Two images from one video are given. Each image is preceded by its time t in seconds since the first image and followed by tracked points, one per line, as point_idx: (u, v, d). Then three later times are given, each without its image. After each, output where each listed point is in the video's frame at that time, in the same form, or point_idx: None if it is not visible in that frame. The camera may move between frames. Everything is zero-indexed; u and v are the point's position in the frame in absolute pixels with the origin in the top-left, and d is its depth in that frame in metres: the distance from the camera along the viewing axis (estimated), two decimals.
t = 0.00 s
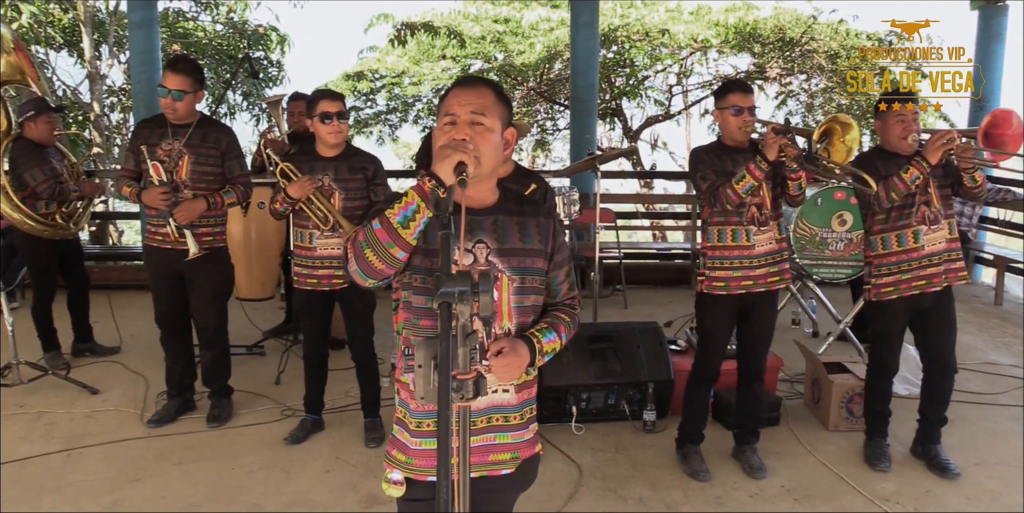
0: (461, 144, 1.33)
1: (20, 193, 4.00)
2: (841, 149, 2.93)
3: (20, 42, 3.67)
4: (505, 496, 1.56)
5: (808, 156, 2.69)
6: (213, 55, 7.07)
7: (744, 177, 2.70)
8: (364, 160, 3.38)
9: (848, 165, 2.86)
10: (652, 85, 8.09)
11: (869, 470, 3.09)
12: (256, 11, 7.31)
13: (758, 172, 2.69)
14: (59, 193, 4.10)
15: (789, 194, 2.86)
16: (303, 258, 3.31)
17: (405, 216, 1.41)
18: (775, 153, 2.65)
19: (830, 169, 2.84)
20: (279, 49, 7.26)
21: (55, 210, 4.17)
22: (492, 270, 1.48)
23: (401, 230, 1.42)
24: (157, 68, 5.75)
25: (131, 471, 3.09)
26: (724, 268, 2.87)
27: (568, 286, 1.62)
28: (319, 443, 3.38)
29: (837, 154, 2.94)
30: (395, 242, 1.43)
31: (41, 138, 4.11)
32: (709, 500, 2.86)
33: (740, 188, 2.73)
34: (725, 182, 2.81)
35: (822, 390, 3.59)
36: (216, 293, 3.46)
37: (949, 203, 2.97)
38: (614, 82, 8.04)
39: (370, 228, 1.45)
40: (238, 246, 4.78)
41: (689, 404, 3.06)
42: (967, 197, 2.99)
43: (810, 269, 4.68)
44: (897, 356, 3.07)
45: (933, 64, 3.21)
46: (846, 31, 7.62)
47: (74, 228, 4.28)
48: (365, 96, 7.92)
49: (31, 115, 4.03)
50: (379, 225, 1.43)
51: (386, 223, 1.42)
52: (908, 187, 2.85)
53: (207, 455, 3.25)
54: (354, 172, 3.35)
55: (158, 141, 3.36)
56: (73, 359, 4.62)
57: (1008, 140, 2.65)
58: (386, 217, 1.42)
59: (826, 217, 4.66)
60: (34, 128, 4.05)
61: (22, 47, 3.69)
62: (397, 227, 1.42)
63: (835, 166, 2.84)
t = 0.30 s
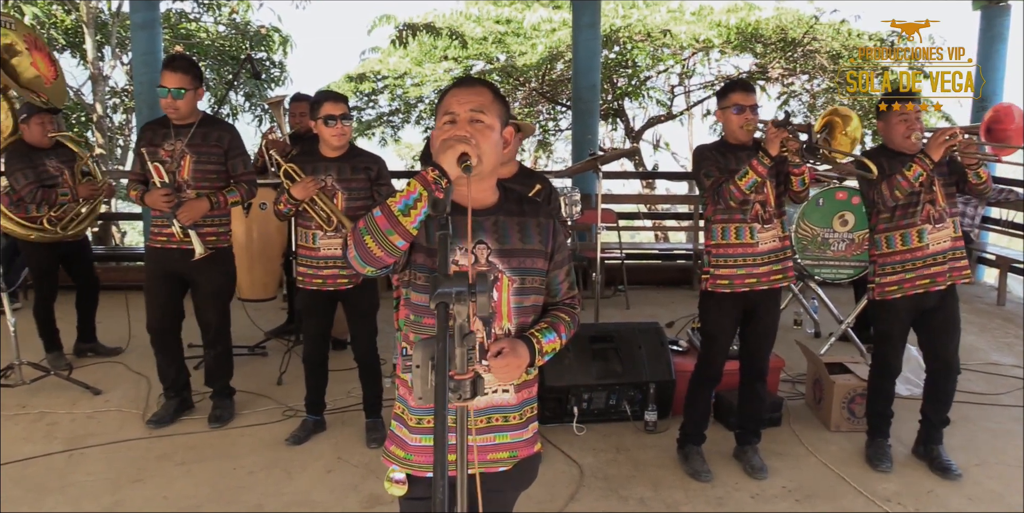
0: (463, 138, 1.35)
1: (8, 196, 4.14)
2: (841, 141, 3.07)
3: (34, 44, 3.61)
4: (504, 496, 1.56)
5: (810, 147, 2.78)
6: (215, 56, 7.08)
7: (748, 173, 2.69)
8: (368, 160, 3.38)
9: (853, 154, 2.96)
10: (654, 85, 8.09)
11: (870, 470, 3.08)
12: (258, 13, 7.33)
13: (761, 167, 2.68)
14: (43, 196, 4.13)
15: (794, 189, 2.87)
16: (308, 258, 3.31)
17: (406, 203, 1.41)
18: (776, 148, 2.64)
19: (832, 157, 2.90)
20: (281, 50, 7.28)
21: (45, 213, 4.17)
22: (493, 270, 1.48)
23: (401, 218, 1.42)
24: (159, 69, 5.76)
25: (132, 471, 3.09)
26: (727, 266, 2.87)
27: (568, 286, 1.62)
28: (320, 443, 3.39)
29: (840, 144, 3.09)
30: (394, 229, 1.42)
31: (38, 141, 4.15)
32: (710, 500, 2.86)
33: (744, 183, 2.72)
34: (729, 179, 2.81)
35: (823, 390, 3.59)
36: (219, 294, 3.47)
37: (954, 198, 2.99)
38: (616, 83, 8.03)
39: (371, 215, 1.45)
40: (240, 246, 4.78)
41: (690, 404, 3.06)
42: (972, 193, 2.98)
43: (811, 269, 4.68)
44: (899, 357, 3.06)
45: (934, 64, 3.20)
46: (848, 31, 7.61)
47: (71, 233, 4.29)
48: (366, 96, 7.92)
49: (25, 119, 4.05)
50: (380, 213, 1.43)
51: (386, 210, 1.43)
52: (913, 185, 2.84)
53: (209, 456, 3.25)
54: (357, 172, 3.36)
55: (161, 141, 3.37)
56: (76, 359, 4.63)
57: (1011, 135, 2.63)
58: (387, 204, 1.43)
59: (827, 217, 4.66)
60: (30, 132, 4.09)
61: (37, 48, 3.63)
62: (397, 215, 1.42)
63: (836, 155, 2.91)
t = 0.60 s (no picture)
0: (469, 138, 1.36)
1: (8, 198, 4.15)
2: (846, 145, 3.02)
3: (48, 46, 3.75)
4: (506, 496, 1.56)
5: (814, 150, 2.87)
6: (218, 57, 7.10)
7: (753, 174, 2.71)
8: (367, 163, 3.38)
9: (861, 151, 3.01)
10: (658, 86, 8.09)
11: (873, 471, 3.08)
12: (261, 14, 7.34)
13: (766, 169, 2.70)
14: (34, 198, 4.09)
15: (796, 191, 2.86)
16: (304, 260, 3.32)
17: (408, 202, 1.42)
18: (783, 151, 2.67)
19: (839, 163, 2.93)
20: (284, 51, 7.26)
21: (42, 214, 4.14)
22: (495, 271, 1.48)
23: (403, 216, 1.42)
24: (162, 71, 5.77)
25: (135, 472, 3.10)
26: (731, 265, 2.87)
27: (569, 287, 1.61)
28: (323, 444, 3.39)
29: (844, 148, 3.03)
30: (396, 228, 1.43)
31: (38, 142, 4.11)
32: (713, 501, 2.85)
33: (749, 185, 2.73)
34: (734, 179, 2.81)
35: (826, 391, 3.58)
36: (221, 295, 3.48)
37: (959, 199, 2.95)
38: (619, 83, 8.03)
39: (374, 213, 1.45)
40: (242, 247, 4.77)
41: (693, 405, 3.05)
42: (977, 197, 2.95)
43: (815, 269, 4.69)
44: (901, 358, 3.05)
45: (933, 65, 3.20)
46: (851, 31, 7.59)
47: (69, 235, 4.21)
48: (370, 98, 7.98)
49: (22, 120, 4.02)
50: (382, 211, 1.44)
51: (390, 208, 1.43)
52: (920, 187, 2.83)
53: (211, 456, 3.25)
54: (355, 174, 3.35)
55: (155, 146, 3.38)
56: (79, 360, 4.65)
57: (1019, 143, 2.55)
58: (389, 203, 1.43)
59: (831, 217, 4.63)
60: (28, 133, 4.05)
61: (51, 49, 3.77)
62: (400, 213, 1.42)
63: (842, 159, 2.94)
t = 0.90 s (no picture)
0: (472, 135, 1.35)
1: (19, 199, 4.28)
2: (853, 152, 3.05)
3: (65, 47, 3.77)
4: (509, 494, 1.56)
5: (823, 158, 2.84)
6: (222, 58, 7.11)
7: (759, 176, 2.68)
8: (374, 160, 3.39)
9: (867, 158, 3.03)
10: (661, 84, 8.08)
11: (877, 470, 3.07)
12: (264, 14, 7.35)
13: (773, 171, 2.68)
14: (38, 198, 4.18)
15: (801, 195, 2.87)
16: (315, 258, 3.32)
17: (412, 200, 1.42)
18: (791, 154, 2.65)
19: (846, 172, 2.98)
20: (287, 51, 7.28)
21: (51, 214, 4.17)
22: (498, 270, 1.48)
23: (407, 215, 1.42)
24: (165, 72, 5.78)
25: (139, 472, 3.11)
26: (734, 264, 2.87)
27: (572, 285, 1.61)
28: (326, 443, 3.40)
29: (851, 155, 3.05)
30: (400, 225, 1.43)
31: (48, 143, 4.23)
32: (716, 500, 2.85)
33: (755, 186, 2.71)
34: (739, 179, 2.80)
35: (830, 389, 3.57)
36: (225, 295, 3.48)
37: (965, 203, 2.93)
38: (622, 82, 8.04)
39: (378, 211, 1.46)
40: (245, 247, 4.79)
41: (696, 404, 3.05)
42: (983, 202, 2.96)
43: (818, 268, 4.69)
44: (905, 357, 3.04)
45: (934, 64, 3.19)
46: (855, 28, 7.58)
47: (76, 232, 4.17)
48: (373, 98, 7.99)
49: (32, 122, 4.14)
50: (386, 209, 1.44)
51: (393, 205, 1.43)
52: (929, 191, 2.84)
53: (215, 456, 3.26)
54: (365, 172, 3.36)
55: (161, 145, 3.38)
56: (84, 360, 4.66)
57: None
58: (394, 201, 1.43)
59: (834, 216, 4.62)
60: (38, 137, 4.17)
61: (68, 51, 3.79)
62: (403, 211, 1.43)
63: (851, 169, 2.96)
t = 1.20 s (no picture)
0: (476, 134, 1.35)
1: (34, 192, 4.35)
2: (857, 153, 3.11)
3: (89, 47, 3.90)
4: (513, 494, 1.56)
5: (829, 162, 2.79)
6: (226, 56, 7.12)
7: (763, 177, 2.75)
8: (377, 159, 3.40)
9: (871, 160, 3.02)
10: (664, 83, 8.09)
11: (881, 470, 3.06)
12: (268, 13, 7.37)
13: (777, 173, 2.74)
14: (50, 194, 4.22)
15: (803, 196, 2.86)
16: (317, 257, 3.32)
17: (414, 201, 1.42)
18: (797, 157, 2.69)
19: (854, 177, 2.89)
20: (291, 50, 7.29)
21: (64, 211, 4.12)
22: (501, 270, 1.48)
23: (410, 215, 1.42)
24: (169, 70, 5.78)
25: (143, 470, 3.12)
26: (739, 264, 2.86)
27: (580, 285, 1.62)
28: (329, 442, 3.41)
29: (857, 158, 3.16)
30: (403, 226, 1.43)
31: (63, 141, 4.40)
32: (719, 499, 2.84)
33: (760, 188, 2.77)
34: (746, 180, 2.83)
35: (834, 389, 3.57)
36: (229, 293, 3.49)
37: (971, 205, 2.95)
38: (626, 81, 8.03)
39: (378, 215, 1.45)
40: (249, 245, 4.80)
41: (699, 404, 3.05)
42: (989, 205, 2.95)
43: (821, 267, 4.67)
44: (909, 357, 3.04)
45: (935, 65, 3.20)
46: (859, 28, 7.60)
47: (86, 230, 4.08)
48: (377, 97, 7.97)
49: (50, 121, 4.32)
50: (389, 210, 1.44)
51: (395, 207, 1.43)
52: (935, 192, 2.83)
53: (218, 455, 3.27)
54: (367, 171, 3.36)
55: (165, 142, 3.39)
56: (88, 358, 4.68)
57: None
58: (396, 201, 1.43)
59: (838, 215, 4.62)
60: (55, 135, 4.35)
61: (92, 51, 3.92)
62: (406, 212, 1.43)
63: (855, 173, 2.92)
